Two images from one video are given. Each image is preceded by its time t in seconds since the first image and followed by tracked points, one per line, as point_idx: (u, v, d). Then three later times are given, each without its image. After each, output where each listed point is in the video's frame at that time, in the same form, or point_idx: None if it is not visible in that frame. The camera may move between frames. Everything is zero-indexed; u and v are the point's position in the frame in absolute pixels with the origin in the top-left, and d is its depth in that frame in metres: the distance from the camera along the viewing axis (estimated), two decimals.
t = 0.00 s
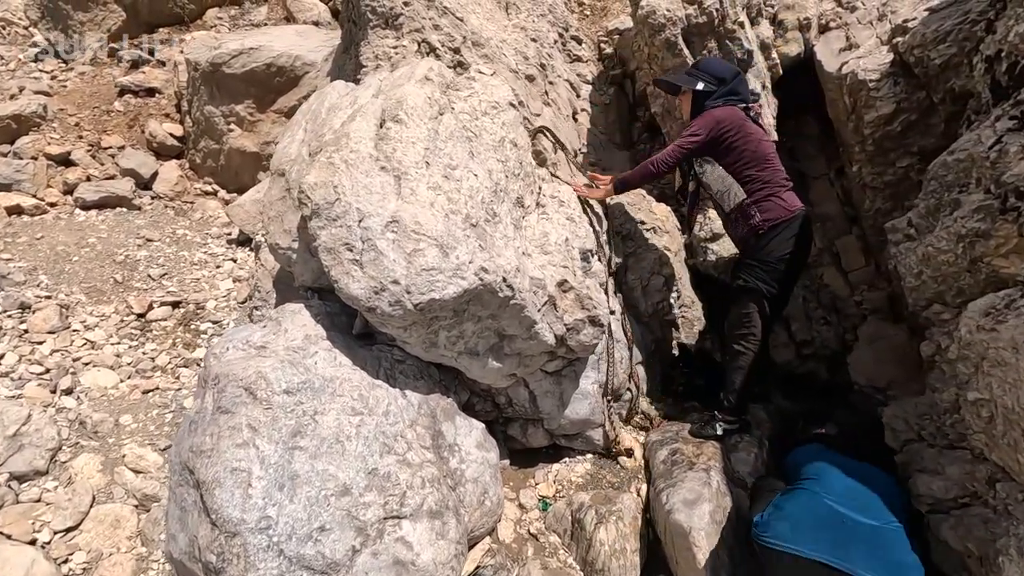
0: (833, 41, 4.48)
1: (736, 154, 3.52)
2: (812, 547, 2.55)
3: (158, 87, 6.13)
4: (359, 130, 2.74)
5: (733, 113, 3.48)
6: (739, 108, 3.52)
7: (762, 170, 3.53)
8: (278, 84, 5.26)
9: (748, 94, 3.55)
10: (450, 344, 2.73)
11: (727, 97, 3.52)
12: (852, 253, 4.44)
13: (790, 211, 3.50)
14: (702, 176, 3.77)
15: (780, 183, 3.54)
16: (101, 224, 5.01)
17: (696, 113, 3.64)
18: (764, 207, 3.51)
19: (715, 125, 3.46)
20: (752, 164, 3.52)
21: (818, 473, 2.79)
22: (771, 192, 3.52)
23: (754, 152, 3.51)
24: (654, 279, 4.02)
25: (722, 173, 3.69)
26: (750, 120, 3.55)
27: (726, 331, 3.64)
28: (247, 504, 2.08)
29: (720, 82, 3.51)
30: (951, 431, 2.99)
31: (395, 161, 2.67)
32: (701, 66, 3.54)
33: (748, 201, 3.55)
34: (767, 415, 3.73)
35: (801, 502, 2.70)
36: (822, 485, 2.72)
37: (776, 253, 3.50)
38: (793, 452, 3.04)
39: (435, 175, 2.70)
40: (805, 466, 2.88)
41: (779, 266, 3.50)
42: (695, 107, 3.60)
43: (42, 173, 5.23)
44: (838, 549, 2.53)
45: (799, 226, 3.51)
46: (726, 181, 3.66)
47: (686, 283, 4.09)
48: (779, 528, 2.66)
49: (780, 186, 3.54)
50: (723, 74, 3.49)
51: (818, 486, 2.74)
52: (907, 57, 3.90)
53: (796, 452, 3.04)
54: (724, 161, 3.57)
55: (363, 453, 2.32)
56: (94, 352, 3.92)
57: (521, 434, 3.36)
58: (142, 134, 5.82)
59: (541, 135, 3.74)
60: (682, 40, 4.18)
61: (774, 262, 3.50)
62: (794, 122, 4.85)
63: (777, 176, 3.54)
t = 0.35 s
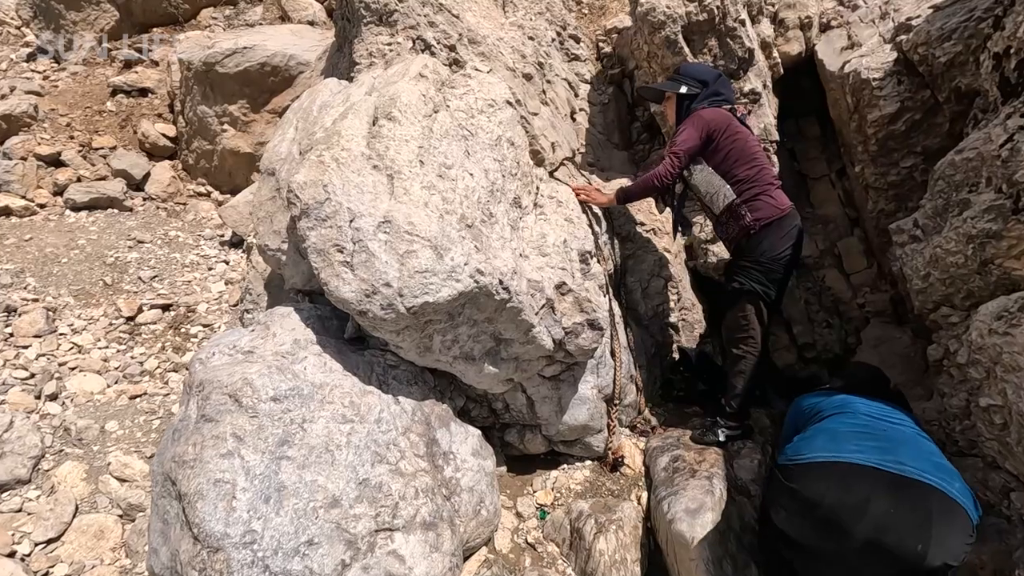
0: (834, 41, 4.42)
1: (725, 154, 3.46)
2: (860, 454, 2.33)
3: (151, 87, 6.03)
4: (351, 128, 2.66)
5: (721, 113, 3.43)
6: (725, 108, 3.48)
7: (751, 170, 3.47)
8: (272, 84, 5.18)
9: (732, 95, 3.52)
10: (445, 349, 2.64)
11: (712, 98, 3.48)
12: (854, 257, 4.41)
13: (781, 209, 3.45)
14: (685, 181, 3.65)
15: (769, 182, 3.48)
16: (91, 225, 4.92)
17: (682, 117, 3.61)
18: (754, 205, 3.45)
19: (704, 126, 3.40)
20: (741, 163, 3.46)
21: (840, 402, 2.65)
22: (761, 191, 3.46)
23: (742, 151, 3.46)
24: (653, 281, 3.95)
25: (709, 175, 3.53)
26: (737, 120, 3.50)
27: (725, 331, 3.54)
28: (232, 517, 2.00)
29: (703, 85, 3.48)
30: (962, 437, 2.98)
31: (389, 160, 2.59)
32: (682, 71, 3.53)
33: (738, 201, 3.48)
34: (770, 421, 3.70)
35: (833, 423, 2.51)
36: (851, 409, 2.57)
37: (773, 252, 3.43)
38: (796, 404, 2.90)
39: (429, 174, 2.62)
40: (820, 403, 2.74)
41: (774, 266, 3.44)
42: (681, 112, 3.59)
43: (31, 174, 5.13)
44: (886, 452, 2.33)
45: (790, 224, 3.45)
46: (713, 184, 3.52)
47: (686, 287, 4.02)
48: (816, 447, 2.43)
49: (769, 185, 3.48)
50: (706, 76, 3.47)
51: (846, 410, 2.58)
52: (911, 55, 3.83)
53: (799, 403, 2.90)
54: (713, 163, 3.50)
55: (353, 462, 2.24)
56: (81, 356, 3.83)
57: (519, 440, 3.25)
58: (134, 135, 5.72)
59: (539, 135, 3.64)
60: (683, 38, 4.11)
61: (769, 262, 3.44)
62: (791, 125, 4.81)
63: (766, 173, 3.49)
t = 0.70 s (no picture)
0: (833, 40, 4.36)
1: (721, 154, 3.39)
2: (870, 419, 2.14)
3: (143, 87, 5.96)
4: (340, 126, 2.59)
5: (718, 113, 3.35)
6: (723, 107, 3.41)
7: (748, 169, 3.39)
8: (265, 84, 5.11)
9: (731, 94, 3.45)
10: (437, 352, 2.58)
11: (711, 98, 3.42)
12: (854, 258, 4.35)
13: (775, 212, 3.37)
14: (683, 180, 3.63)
15: (766, 182, 3.40)
16: (81, 227, 4.84)
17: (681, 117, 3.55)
18: (748, 207, 3.38)
19: (701, 126, 3.34)
20: (737, 163, 3.38)
21: (842, 362, 2.45)
22: (756, 190, 3.38)
23: (739, 150, 3.38)
24: (651, 283, 3.89)
25: (705, 173, 3.47)
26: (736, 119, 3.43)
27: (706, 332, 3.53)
28: (213, 528, 1.93)
29: (701, 84, 3.42)
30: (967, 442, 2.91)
31: (379, 158, 2.52)
32: (680, 70, 3.47)
33: (733, 201, 3.42)
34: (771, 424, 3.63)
35: (836, 386, 2.32)
36: (853, 369, 2.38)
37: (763, 253, 3.36)
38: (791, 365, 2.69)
39: (421, 173, 2.56)
40: (819, 364, 2.54)
41: (762, 268, 3.38)
42: (680, 111, 3.52)
43: (20, 175, 5.06)
44: (894, 415, 2.14)
45: (784, 225, 3.38)
46: (710, 181, 3.47)
47: (684, 288, 3.97)
48: (822, 414, 2.24)
49: (767, 185, 3.40)
50: (703, 75, 3.41)
51: (849, 370, 2.38)
52: (911, 53, 3.78)
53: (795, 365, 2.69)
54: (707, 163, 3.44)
55: (341, 470, 2.17)
56: (67, 360, 3.76)
57: (514, 445, 3.19)
58: (126, 135, 5.65)
59: (534, 134, 3.57)
60: (680, 36, 4.05)
61: (756, 264, 3.38)
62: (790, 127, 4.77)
63: (763, 174, 3.41)
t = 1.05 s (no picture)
0: (830, 41, 4.34)
1: (701, 162, 3.29)
2: (883, 424, 2.05)
3: (138, 89, 5.92)
4: (333, 126, 2.56)
5: (702, 119, 3.23)
6: (710, 114, 3.28)
7: (728, 181, 3.30)
8: (260, 86, 5.08)
9: (721, 100, 3.31)
10: (431, 355, 2.54)
11: (699, 103, 3.30)
12: (851, 260, 4.33)
13: (752, 225, 3.28)
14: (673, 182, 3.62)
15: (746, 193, 3.31)
16: (73, 229, 4.80)
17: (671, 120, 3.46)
18: (724, 218, 3.32)
19: (683, 132, 3.22)
20: (716, 173, 3.29)
21: (840, 354, 2.32)
22: (733, 203, 3.30)
23: (721, 159, 3.27)
24: (648, 286, 3.86)
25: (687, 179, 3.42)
26: (723, 127, 3.30)
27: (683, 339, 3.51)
28: (201, 537, 1.88)
29: (688, 88, 3.32)
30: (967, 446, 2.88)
31: (372, 159, 2.48)
32: (670, 71, 3.38)
33: (710, 212, 3.37)
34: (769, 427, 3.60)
35: (841, 384, 2.20)
36: (856, 362, 2.25)
37: (735, 267, 3.32)
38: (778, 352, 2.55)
39: (415, 175, 2.52)
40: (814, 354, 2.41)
41: (736, 281, 3.34)
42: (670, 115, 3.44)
43: (12, 176, 5.01)
44: (904, 417, 2.05)
45: (760, 240, 3.30)
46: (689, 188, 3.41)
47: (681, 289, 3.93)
48: (833, 418, 2.13)
49: (747, 197, 3.31)
50: (692, 80, 3.31)
51: (851, 363, 2.26)
52: (908, 54, 3.76)
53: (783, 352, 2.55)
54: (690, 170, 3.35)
55: (333, 476, 2.13)
56: (58, 364, 3.72)
57: (510, 449, 3.15)
58: (120, 137, 5.60)
59: (530, 135, 3.55)
60: (677, 37, 4.02)
61: (730, 276, 3.34)
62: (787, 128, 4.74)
63: (744, 185, 3.31)
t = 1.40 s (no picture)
0: (827, 44, 4.34)
1: (684, 167, 3.26)
2: (945, 447, 1.95)
3: (133, 91, 5.89)
4: (330, 129, 2.54)
5: (684, 124, 3.22)
6: (691, 118, 3.27)
7: (711, 185, 3.27)
8: (256, 88, 5.05)
9: (701, 104, 3.29)
10: (429, 359, 2.52)
11: (679, 107, 3.28)
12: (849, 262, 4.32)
13: (737, 228, 3.27)
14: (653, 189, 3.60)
15: (729, 197, 3.29)
16: (67, 232, 4.77)
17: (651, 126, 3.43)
18: (709, 223, 3.30)
19: (664, 137, 3.20)
20: (700, 177, 3.27)
21: (870, 359, 2.19)
22: (718, 207, 3.28)
23: (704, 164, 3.25)
24: (646, 288, 3.84)
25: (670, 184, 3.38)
26: (704, 131, 3.27)
27: (671, 345, 3.47)
28: (195, 546, 1.85)
29: (667, 92, 3.28)
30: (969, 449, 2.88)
31: (370, 162, 2.46)
32: (646, 75, 3.35)
33: (695, 217, 3.35)
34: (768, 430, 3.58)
35: (886, 401, 2.07)
36: (893, 371, 2.12)
37: (722, 271, 3.30)
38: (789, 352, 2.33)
39: (413, 178, 2.50)
40: (841, 356, 2.24)
41: (724, 284, 3.32)
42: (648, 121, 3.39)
43: (5, 179, 4.98)
44: (962, 437, 1.97)
45: (746, 243, 3.28)
46: (673, 194, 3.37)
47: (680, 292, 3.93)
48: (889, 443, 2.01)
49: (730, 200, 3.29)
50: (670, 83, 3.27)
51: (888, 372, 2.13)
52: (905, 58, 3.76)
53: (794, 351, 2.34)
54: (673, 175, 3.32)
55: (331, 483, 2.11)
56: (51, 368, 3.70)
57: (508, 453, 3.13)
58: (114, 139, 5.57)
59: (528, 137, 3.53)
60: (676, 40, 4.01)
61: (716, 280, 3.32)
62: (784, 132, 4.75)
63: (727, 189, 3.29)
